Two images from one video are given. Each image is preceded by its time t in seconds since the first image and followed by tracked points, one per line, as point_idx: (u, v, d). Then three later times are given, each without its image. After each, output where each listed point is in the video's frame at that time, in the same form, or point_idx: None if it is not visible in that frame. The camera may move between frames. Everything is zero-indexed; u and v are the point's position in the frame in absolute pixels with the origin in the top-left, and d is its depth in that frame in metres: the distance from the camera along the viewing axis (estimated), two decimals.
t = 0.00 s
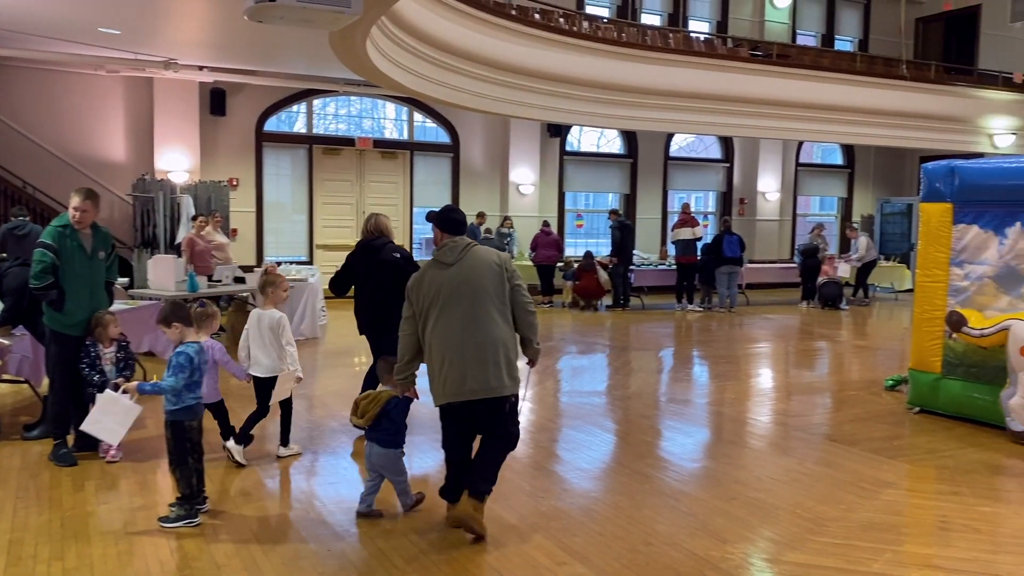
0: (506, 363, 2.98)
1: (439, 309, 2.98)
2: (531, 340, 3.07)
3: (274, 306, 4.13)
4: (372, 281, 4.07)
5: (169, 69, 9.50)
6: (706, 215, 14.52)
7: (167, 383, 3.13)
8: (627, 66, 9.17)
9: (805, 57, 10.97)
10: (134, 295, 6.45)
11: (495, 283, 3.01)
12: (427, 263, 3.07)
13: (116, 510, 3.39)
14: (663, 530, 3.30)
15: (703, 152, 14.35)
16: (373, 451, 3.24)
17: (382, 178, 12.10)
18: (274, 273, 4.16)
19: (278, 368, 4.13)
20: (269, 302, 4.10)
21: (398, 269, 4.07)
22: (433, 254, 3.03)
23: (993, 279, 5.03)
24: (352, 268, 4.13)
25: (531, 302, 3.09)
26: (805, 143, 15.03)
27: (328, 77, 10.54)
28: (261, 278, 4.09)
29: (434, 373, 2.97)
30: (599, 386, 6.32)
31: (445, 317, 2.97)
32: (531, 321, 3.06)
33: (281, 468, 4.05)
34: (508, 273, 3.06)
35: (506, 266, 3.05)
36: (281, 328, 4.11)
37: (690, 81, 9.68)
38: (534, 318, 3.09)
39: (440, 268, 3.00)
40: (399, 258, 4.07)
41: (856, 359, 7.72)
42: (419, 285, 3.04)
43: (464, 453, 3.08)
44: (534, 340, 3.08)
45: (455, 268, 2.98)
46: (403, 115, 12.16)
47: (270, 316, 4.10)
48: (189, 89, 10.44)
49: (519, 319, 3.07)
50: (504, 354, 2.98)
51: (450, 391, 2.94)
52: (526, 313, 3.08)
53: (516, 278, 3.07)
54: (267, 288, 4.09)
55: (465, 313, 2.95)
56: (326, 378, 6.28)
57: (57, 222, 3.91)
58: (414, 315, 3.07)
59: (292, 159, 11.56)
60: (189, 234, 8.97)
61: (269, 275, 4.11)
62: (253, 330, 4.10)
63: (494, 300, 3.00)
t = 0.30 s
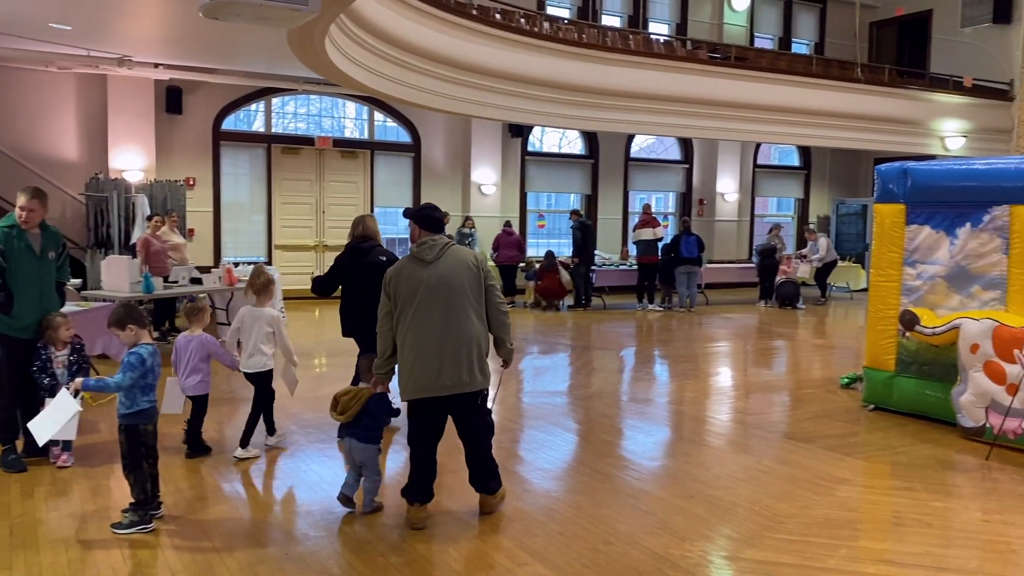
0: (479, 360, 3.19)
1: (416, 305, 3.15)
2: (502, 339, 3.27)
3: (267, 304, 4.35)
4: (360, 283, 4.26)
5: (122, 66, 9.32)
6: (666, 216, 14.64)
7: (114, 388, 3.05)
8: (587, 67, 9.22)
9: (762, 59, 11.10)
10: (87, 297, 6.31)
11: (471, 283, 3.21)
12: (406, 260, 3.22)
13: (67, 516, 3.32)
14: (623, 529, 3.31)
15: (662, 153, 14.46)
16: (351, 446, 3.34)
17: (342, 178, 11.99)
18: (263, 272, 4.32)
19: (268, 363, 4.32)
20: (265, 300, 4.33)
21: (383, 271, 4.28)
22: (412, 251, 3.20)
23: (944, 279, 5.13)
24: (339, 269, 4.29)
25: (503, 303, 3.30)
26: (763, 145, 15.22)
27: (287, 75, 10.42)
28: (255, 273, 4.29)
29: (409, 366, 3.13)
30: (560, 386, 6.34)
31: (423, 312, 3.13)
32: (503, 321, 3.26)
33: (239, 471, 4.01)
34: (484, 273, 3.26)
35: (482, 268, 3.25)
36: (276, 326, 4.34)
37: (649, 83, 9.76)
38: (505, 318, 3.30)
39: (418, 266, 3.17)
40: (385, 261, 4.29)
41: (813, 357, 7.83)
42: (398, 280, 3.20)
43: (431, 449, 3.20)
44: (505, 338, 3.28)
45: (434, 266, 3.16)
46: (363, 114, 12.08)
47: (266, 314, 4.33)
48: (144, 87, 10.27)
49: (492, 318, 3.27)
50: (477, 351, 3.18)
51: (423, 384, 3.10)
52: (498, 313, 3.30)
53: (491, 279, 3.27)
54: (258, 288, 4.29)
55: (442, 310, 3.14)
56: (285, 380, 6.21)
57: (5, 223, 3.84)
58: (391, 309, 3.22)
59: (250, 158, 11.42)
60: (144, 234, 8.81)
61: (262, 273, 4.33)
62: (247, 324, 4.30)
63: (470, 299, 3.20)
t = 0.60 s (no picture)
0: (467, 360, 3.28)
1: (411, 305, 3.18)
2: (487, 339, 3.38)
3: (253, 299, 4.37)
4: (342, 280, 4.48)
5: (74, 62, 9.13)
6: (627, 216, 14.73)
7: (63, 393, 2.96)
8: (548, 68, 9.25)
9: (722, 62, 11.14)
10: (37, 298, 6.17)
11: (462, 285, 3.28)
12: (399, 257, 3.23)
13: (15, 524, 3.24)
14: (583, 528, 3.32)
15: (623, 154, 14.56)
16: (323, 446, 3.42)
17: (301, 177, 11.87)
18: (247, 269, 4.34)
19: (257, 358, 4.37)
20: (249, 295, 4.33)
21: (363, 267, 4.47)
22: (407, 250, 3.22)
23: (896, 278, 5.23)
24: (324, 266, 4.53)
25: (488, 304, 3.40)
26: (721, 146, 15.40)
27: (244, 73, 10.28)
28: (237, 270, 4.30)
29: (402, 365, 3.17)
30: (522, 386, 6.35)
31: (418, 313, 3.17)
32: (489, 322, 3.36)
33: (193, 475, 3.94)
34: (474, 275, 3.33)
35: (473, 271, 3.32)
36: (262, 321, 4.35)
37: (610, 84, 9.81)
38: (489, 319, 3.40)
39: (413, 266, 3.20)
40: (364, 258, 4.48)
41: (770, 355, 7.94)
42: (391, 278, 3.20)
43: (402, 446, 3.26)
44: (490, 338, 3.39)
45: (430, 269, 3.20)
46: (323, 113, 11.97)
47: (251, 309, 4.33)
48: (97, 84, 10.07)
49: (478, 319, 3.36)
50: (465, 352, 3.27)
51: (415, 384, 3.17)
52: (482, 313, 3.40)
53: (479, 281, 3.35)
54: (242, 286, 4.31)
55: (437, 312, 3.19)
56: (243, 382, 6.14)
57: None
58: (382, 306, 3.23)
59: (207, 157, 11.26)
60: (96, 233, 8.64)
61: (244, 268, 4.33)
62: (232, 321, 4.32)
63: (462, 301, 3.27)
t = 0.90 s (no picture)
0: (443, 353, 3.36)
1: (385, 300, 3.26)
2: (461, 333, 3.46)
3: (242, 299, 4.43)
4: (331, 283, 4.49)
5: (23, 58, 8.92)
6: (588, 216, 14.79)
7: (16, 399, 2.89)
8: (508, 67, 9.26)
9: (680, 62, 11.30)
10: None
11: (435, 281, 3.36)
12: (372, 255, 3.32)
13: None
14: (542, 528, 3.32)
15: (583, 154, 14.62)
16: (284, 435, 3.53)
17: (258, 176, 11.73)
18: (237, 269, 4.38)
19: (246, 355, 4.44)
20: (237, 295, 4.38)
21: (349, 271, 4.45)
22: (380, 248, 3.31)
23: (849, 277, 5.32)
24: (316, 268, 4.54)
25: (461, 299, 3.49)
26: (680, 147, 15.55)
27: (199, 70, 10.13)
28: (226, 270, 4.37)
29: (377, 359, 3.25)
30: (484, 386, 6.35)
31: (392, 308, 3.26)
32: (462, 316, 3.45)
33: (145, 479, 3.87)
34: (446, 272, 3.42)
35: (446, 268, 3.41)
36: (251, 321, 4.41)
37: (569, 84, 9.85)
38: (462, 314, 3.49)
39: (387, 264, 3.29)
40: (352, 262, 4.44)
41: (729, 353, 8.02)
42: (365, 275, 3.28)
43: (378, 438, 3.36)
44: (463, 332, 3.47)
45: (403, 265, 3.29)
46: (280, 111, 11.83)
47: (240, 309, 4.40)
48: (47, 80, 9.84)
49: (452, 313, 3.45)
50: (440, 345, 3.35)
51: (391, 377, 3.25)
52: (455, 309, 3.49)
53: (452, 277, 3.44)
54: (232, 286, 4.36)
55: (411, 307, 3.28)
56: (199, 384, 6.04)
57: None
58: (356, 302, 3.31)
59: (161, 155, 11.07)
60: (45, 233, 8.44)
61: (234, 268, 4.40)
62: (220, 320, 4.38)
63: (436, 296, 3.36)
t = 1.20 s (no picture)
0: (396, 355, 3.35)
1: (337, 303, 3.23)
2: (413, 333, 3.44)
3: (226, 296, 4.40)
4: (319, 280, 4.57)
5: None
6: (548, 216, 14.81)
7: None
8: (467, 66, 9.24)
9: (638, 63, 11.39)
10: None
11: (386, 283, 3.35)
12: (322, 258, 3.28)
13: None
14: (500, 528, 3.32)
15: (543, 154, 14.64)
16: (246, 430, 3.54)
17: (213, 175, 11.56)
18: (221, 267, 4.35)
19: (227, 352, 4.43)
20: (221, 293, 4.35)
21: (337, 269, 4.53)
22: (330, 251, 3.27)
23: (803, 275, 5.39)
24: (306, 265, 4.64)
25: (412, 300, 3.47)
26: (638, 147, 15.66)
27: (151, 67, 9.95)
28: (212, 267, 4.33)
29: (332, 361, 3.22)
30: (443, 386, 6.33)
31: (345, 310, 3.23)
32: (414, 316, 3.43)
33: (96, 483, 3.79)
34: (397, 273, 3.40)
35: (396, 269, 3.40)
36: (235, 319, 4.38)
37: (528, 83, 9.86)
38: (413, 314, 3.47)
39: (338, 266, 3.26)
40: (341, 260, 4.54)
41: (687, 352, 8.09)
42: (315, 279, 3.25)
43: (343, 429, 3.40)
44: (415, 333, 3.45)
45: (353, 267, 3.26)
46: (236, 109, 11.67)
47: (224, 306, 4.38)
48: None
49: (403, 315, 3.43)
50: (393, 346, 3.33)
51: (347, 378, 3.21)
52: (407, 309, 3.47)
53: (402, 278, 3.42)
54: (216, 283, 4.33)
55: (363, 309, 3.26)
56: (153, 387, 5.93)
57: None
58: (308, 305, 3.27)
59: (113, 153, 10.86)
60: None
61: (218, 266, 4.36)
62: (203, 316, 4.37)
63: (387, 297, 3.35)
